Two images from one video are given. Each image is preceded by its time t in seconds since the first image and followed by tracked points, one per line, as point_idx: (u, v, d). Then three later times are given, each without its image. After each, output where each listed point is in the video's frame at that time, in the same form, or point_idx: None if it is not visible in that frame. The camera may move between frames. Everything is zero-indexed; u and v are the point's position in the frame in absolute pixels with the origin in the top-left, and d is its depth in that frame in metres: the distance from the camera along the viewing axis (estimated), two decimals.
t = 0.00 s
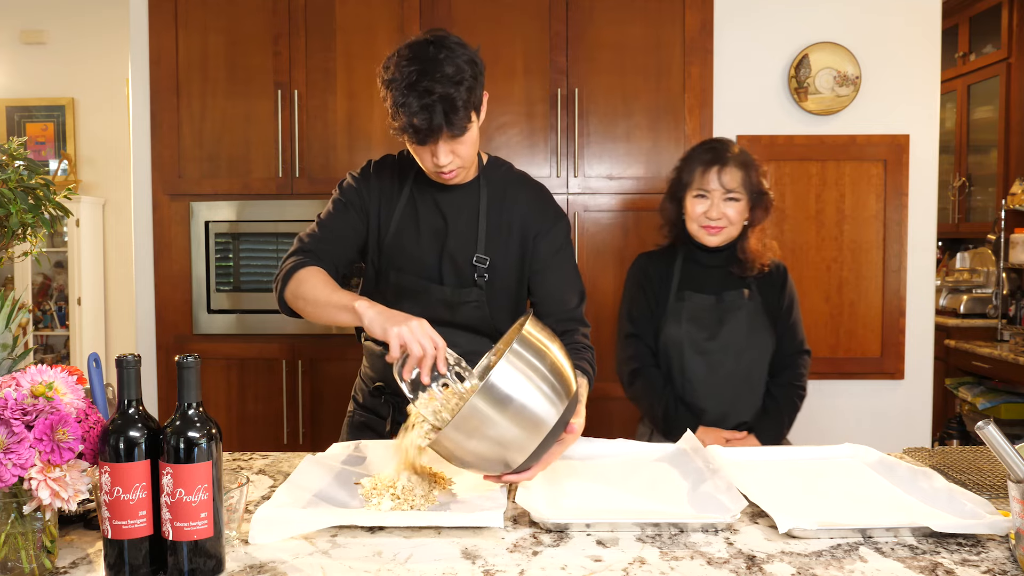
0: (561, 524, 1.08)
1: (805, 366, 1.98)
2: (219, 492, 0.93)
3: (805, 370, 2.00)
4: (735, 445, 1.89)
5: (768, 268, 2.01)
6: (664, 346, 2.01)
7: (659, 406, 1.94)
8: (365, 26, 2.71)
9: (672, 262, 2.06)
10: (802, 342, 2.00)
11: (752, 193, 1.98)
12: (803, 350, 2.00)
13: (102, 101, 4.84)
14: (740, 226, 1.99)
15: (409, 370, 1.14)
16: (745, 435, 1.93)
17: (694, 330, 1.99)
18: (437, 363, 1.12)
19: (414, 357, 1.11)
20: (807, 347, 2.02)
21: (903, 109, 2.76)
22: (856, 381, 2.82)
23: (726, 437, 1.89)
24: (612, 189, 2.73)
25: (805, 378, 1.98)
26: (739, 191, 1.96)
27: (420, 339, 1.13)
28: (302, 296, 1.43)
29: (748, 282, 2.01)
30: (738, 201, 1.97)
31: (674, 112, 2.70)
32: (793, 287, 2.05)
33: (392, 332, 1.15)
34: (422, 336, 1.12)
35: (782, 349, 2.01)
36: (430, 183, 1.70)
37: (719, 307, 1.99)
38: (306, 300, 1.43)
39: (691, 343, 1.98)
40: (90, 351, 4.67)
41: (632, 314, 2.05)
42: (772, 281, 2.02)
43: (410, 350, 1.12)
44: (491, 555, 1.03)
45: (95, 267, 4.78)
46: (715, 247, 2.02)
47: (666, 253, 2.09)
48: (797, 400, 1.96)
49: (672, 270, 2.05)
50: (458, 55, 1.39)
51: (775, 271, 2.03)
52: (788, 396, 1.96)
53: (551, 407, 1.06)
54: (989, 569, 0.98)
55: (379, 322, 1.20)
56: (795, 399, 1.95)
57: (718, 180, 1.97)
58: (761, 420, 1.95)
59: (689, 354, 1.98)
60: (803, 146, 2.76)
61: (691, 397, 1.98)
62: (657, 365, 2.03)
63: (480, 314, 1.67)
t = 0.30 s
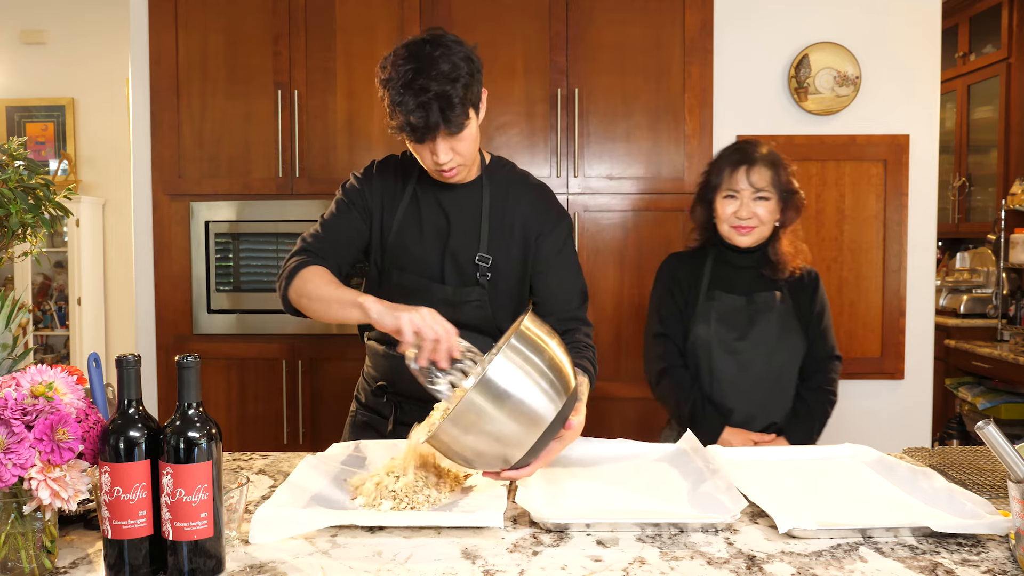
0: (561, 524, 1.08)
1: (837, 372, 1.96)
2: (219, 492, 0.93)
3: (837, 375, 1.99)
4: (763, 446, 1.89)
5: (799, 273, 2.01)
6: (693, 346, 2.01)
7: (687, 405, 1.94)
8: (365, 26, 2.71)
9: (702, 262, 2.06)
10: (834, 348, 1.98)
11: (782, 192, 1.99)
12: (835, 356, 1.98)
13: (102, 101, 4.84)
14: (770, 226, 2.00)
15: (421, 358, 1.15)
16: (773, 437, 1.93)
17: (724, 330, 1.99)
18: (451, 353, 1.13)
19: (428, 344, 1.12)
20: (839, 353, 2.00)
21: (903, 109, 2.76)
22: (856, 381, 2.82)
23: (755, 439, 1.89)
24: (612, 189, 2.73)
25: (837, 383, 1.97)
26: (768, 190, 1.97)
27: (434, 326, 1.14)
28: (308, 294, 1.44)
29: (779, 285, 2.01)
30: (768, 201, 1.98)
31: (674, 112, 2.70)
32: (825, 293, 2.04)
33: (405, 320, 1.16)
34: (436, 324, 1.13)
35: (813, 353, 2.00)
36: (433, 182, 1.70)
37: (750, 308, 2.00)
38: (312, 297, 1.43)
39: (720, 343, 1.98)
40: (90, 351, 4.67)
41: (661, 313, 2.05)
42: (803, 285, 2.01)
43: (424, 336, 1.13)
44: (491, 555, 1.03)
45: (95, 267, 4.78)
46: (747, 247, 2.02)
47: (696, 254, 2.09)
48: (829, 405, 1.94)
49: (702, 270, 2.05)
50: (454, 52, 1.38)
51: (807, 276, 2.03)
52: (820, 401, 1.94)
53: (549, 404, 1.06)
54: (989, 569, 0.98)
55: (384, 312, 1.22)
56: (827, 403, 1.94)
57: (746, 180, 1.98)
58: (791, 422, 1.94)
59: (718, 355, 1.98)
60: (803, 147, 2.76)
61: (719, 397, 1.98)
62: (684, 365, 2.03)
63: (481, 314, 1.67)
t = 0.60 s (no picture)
0: (561, 524, 1.08)
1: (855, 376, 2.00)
2: (219, 492, 0.93)
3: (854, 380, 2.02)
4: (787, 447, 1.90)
5: (818, 279, 2.03)
6: (715, 348, 2.00)
7: (711, 406, 1.93)
8: (365, 26, 2.71)
9: (724, 264, 2.06)
10: (852, 355, 2.00)
11: (801, 193, 2.01)
12: (853, 361, 2.01)
13: (102, 101, 4.84)
14: (790, 227, 2.00)
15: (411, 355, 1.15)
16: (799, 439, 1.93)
17: (748, 332, 1.98)
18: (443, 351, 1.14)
19: (422, 340, 1.13)
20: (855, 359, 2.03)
21: (903, 109, 2.76)
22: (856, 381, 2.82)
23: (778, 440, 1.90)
24: (612, 189, 2.73)
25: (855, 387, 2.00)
26: (787, 191, 1.99)
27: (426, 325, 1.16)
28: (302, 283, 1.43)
29: (800, 289, 2.02)
30: (786, 202, 2.00)
31: (674, 112, 2.70)
32: (842, 300, 2.06)
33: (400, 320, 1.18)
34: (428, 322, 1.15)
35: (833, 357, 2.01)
36: (439, 183, 1.70)
37: (773, 311, 1.99)
38: (304, 287, 1.43)
39: (743, 345, 1.97)
40: (90, 351, 4.67)
41: (684, 314, 2.03)
42: (823, 292, 2.03)
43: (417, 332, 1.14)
44: (491, 555, 1.03)
45: (95, 267, 4.78)
46: (766, 249, 2.02)
47: (716, 256, 2.09)
48: (849, 408, 1.97)
49: (724, 273, 2.04)
50: (466, 57, 1.38)
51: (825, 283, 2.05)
52: (842, 404, 1.96)
53: (559, 404, 1.06)
54: (988, 569, 0.98)
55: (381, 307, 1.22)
56: (849, 406, 1.96)
57: (765, 182, 2.00)
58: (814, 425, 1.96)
59: (740, 357, 1.97)
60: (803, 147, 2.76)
61: (742, 399, 1.96)
62: (706, 366, 2.01)
63: (486, 315, 1.66)
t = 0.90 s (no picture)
0: (561, 524, 1.08)
1: (863, 376, 1.99)
2: (219, 492, 0.93)
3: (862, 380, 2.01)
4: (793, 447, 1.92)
5: (828, 278, 2.02)
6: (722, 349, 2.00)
7: (717, 407, 1.92)
8: (365, 26, 2.71)
9: (731, 265, 2.05)
10: (860, 354, 2.00)
11: (802, 190, 2.00)
12: (861, 361, 2.00)
13: (102, 102, 4.84)
14: (792, 224, 2.00)
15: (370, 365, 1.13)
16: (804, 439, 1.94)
17: (753, 333, 1.98)
18: (399, 349, 1.13)
19: (371, 345, 1.14)
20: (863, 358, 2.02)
21: (903, 110, 2.76)
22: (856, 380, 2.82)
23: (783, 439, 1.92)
24: (612, 189, 2.73)
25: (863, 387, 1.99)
26: (786, 188, 1.98)
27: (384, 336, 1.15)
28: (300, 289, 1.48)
29: (808, 289, 2.01)
30: (786, 200, 1.98)
31: (674, 112, 2.70)
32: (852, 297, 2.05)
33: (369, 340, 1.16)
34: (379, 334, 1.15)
35: (842, 357, 2.01)
36: (447, 182, 1.70)
37: (780, 311, 1.99)
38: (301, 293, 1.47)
39: (749, 346, 1.97)
40: (90, 351, 4.67)
41: (691, 315, 2.03)
42: (832, 291, 2.02)
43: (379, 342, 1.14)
44: (491, 555, 1.03)
45: (95, 267, 4.78)
46: (770, 246, 2.02)
47: (723, 256, 2.08)
48: (857, 408, 1.96)
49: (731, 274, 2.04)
50: (474, 58, 1.39)
51: (835, 281, 2.03)
52: (849, 404, 1.96)
53: (569, 403, 1.06)
54: (989, 569, 0.98)
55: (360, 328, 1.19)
56: (856, 406, 1.95)
57: (763, 180, 1.99)
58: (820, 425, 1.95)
59: (747, 358, 1.97)
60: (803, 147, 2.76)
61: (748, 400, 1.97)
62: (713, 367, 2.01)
63: (492, 314, 1.67)
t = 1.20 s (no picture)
0: (561, 523, 1.08)
1: (866, 377, 1.97)
2: (219, 492, 0.93)
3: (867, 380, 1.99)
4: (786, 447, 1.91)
5: (831, 277, 1.99)
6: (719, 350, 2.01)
7: (711, 407, 1.95)
8: (365, 26, 2.71)
9: (732, 267, 2.06)
10: (866, 353, 1.98)
11: (802, 192, 1.99)
12: (865, 361, 1.98)
13: (102, 102, 4.84)
14: (792, 225, 1.99)
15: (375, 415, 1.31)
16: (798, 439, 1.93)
17: (750, 334, 1.98)
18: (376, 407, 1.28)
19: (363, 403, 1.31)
20: (869, 358, 2.00)
21: (902, 109, 2.76)
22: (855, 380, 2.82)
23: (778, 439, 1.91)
24: (612, 189, 2.73)
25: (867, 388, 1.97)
26: (786, 190, 1.97)
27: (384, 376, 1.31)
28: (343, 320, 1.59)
29: (810, 290, 2.00)
30: (786, 201, 1.98)
31: (674, 112, 2.70)
32: (857, 294, 2.03)
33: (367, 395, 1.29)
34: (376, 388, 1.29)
35: (845, 357, 1.99)
36: (446, 182, 1.71)
37: (779, 313, 1.99)
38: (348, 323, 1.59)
39: (747, 347, 1.97)
40: (90, 351, 4.67)
41: (689, 318, 2.05)
42: (835, 290, 2.00)
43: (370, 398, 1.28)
44: (491, 555, 1.03)
45: (95, 267, 4.78)
46: (772, 247, 2.02)
47: (724, 257, 2.09)
48: (857, 410, 1.95)
49: (731, 276, 2.05)
50: (478, 54, 1.39)
51: (839, 279, 2.01)
52: (849, 405, 1.94)
53: (577, 405, 1.07)
54: (989, 569, 0.98)
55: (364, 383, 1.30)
56: (856, 408, 1.94)
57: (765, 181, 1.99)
58: (817, 426, 1.95)
59: (745, 359, 1.97)
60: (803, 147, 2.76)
61: (745, 400, 1.97)
62: (712, 368, 2.03)
63: (492, 314, 1.67)
